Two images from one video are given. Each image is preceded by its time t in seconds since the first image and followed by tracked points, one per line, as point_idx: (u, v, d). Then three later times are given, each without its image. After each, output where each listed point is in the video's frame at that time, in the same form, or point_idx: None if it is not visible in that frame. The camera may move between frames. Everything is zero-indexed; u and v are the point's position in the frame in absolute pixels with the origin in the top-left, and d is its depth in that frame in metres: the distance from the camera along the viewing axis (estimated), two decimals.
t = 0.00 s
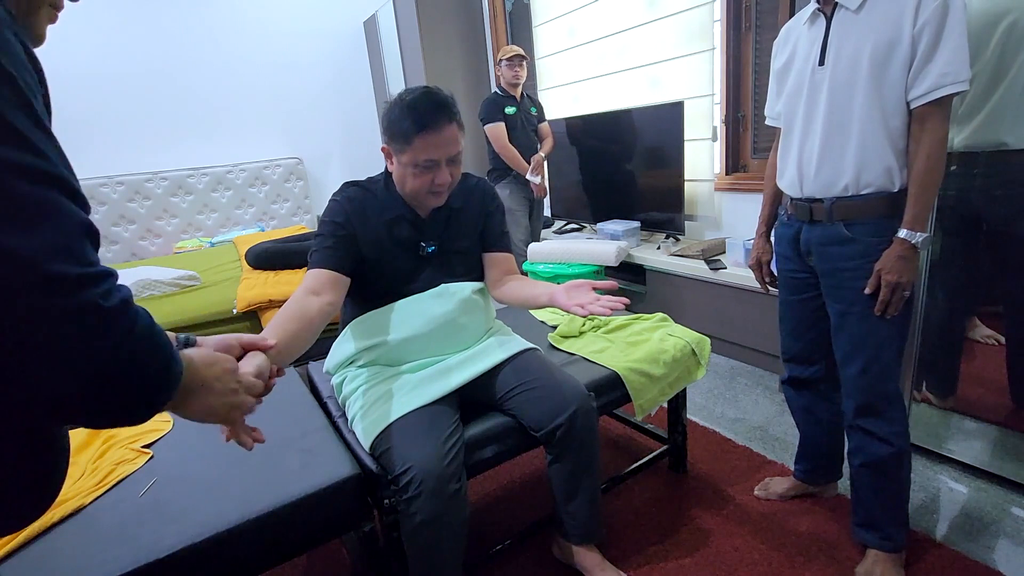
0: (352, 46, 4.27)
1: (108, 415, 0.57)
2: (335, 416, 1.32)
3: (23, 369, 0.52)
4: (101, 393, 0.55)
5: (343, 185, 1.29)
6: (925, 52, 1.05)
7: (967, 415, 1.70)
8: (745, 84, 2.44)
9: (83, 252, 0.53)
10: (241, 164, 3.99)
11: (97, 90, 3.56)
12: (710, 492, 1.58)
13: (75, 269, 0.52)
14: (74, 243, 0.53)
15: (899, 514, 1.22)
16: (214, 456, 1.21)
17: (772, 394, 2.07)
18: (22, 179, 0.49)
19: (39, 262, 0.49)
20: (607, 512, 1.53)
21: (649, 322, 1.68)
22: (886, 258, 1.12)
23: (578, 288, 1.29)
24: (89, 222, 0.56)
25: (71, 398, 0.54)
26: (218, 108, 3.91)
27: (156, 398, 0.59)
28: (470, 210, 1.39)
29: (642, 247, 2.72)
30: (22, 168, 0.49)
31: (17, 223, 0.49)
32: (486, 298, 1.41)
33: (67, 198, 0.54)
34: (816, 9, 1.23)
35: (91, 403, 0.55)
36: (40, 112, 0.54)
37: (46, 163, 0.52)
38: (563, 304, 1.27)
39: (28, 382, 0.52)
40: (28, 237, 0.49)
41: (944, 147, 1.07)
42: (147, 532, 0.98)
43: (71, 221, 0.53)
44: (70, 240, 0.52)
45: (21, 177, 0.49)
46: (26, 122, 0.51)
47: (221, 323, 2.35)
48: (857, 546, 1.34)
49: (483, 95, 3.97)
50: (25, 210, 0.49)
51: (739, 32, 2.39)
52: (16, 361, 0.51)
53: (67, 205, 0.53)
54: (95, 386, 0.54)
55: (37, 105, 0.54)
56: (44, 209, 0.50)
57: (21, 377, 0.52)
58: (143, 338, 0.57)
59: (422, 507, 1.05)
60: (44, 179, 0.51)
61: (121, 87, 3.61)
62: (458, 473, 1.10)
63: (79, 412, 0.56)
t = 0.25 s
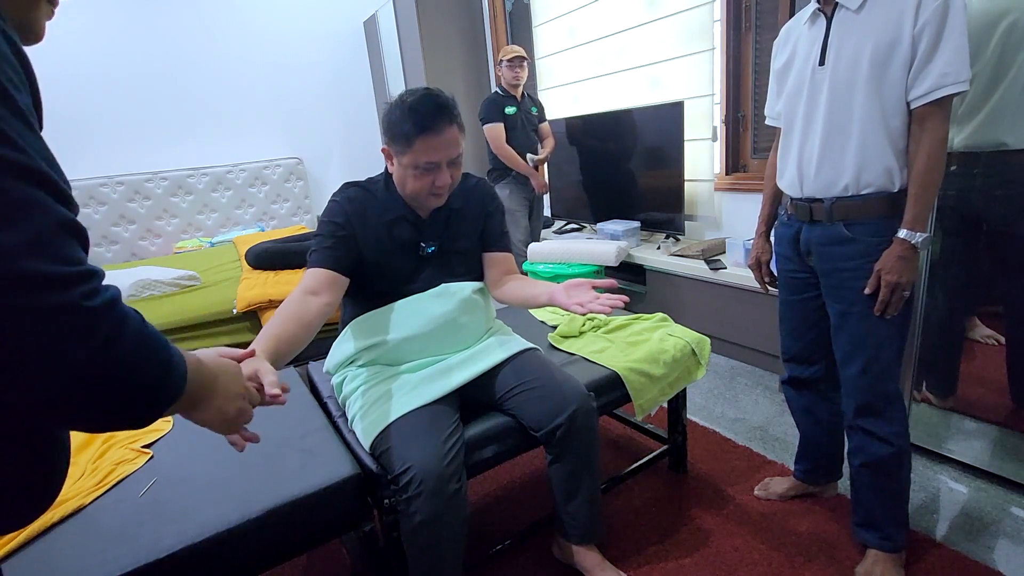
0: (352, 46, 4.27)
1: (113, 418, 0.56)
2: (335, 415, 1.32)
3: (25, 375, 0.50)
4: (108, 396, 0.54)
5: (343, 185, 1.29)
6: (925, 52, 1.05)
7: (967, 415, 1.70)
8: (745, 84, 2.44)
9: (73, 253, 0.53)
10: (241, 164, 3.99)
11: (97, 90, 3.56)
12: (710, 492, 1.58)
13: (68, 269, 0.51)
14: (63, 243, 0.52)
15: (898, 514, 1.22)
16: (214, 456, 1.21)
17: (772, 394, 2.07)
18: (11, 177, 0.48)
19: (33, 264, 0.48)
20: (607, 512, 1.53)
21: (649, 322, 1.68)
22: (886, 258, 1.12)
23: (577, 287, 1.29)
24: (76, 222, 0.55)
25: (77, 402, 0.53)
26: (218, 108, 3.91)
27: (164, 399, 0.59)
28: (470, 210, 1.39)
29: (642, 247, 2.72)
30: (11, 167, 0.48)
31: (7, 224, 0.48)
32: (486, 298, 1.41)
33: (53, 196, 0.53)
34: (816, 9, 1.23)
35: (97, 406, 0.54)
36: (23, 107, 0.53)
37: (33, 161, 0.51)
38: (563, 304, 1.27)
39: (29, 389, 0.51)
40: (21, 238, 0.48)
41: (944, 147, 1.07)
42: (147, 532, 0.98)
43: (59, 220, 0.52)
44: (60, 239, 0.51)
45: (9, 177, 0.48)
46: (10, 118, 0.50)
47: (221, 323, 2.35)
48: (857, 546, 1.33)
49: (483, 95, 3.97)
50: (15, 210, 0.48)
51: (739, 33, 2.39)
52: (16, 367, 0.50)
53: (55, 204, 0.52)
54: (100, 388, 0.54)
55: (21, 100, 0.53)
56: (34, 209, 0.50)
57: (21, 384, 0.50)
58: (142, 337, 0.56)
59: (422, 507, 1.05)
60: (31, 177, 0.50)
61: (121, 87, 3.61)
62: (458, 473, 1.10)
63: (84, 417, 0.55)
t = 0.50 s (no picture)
0: (352, 46, 4.27)
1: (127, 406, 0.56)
2: (335, 416, 1.32)
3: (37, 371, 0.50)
4: (119, 388, 0.54)
5: (342, 186, 1.29)
6: (925, 52, 1.05)
7: (967, 415, 1.70)
8: (745, 84, 2.44)
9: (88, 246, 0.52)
10: (241, 164, 3.99)
11: (97, 90, 3.56)
12: (710, 492, 1.58)
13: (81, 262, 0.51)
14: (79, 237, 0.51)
15: (898, 514, 1.22)
16: (214, 456, 1.21)
17: (772, 394, 2.07)
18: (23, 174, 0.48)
19: (45, 257, 0.48)
20: (607, 512, 1.53)
21: (648, 322, 1.68)
22: (886, 258, 1.12)
23: (577, 287, 1.29)
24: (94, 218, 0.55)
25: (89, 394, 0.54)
26: (218, 108, 3.91)
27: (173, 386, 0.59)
28: (469, 211, 1.39)
29: (642, 247, 2.71)
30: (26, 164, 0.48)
31: (21, 220, 0.47)
32: (486, 298, 1.41)
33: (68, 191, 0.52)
34: (816, 9, 1.23)
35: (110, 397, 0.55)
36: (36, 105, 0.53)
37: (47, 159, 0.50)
38: (562, 304, 1.27)
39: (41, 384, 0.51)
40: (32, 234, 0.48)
41: (944, 147, 1.07)
42: (146, 532, 0.98)
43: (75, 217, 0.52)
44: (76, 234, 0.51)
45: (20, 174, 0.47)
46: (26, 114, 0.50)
47: (221, 324, 2.35)
48: (857, 546, 1.34)
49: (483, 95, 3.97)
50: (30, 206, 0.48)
51: (739, 32, 2.39)
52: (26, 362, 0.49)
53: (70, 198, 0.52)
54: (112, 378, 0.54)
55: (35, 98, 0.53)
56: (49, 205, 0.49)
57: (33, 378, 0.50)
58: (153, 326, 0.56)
59: (422, 507, 1.05)
60: (44, 173, 0.50)
61: (121, 88, 3.61)
62: (458, 473, 1.10)
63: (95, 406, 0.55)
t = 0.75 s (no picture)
0: (352, 45, 4.27)
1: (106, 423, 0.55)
2: (335, 415, 1.32)
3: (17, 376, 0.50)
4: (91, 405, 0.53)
5: (339, 186, 1.29)
6: (925, 52, 1.05)
7: (967, 415, 1.70)
8: (745, 84, 2.44)
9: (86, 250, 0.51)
10: (241, 164, 3.99)
11: (97, 90, 3.56)
12: (710, 492, 1.58)
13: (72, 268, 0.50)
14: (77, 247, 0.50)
15: (898, 514, 1.22)
16: (214, 456, 1.21)
17: (772, 394, 2.07)
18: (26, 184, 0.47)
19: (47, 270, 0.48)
20: (607, 512, 1.53)
21: (648, 322, 1.68)
22: (886, 259, 1.12)
23: (575, 287, 1.29)
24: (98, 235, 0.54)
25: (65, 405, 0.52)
26: (218, 108, 3.91)
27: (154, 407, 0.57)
28: (469, 211, 1.39)
29: (642, 247, 2.72)
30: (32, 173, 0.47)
31: (30, 235, 0.47)
32: (485, 298, 1.41)
33: (77, 205, 0.52)
34: (816, 9, 1.23)
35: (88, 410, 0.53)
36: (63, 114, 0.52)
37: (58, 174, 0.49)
38: (561, 304, 1.27)
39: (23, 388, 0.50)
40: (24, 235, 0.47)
41: (944, 147, 1.07)
42: (146, 532, 0.98)
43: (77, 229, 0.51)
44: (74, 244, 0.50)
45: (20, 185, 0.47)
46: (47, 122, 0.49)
47: (221, 323, 2.35)
48: (857, 546, 1.34)
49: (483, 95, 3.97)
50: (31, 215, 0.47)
51: (739, 32, 2.39)
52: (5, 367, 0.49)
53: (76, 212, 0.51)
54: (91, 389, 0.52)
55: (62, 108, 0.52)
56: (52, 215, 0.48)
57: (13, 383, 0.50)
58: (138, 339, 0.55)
59: (422, 508, 1.05)
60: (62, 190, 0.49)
61: (121, 87, 3.62)
62: (458, 473, 1.10)
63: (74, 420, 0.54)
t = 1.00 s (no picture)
0: (352, 45, 4.27)
1: (100, 423, 0.55)
2: (335, 415, 1.32)
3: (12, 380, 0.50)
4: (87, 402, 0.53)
5: (339, 186, 1.29)
6: (924, 52, 1.05)
7: (967, 415, 1.70)
8: (745, 84, 2.44)
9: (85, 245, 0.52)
10: (241, 164, 3.99)
11: (97, 90, 3.56)
12: (710, 492, 1.58)
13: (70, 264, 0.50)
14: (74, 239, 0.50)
15: (898, 513, 1.22)
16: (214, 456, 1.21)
17: (772, 394, 2.07)
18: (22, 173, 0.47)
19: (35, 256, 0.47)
20: (607, 512, 1.53)
21: (648, 322, 1.68)
22: (886, 259, 1.12)
23: (575, 287, 1.29)
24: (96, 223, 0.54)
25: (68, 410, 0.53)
26: (218, 108, 3.91)
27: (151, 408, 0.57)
28: (469, 211, 1.39)
29: (642, 247, 2.72)
30: (29, 162, 0.47)
31: (18, 219, 0.47)
32: (485, 298, 1.41)
33: (77, 193, 0.52)
34: (815, 9, 1.23)
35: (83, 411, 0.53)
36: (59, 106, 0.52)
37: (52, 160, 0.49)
38: (560, 304, 1.27)
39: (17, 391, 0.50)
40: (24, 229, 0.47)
41: (944, 147, 1.07)
42: (146, 532, 0.98)
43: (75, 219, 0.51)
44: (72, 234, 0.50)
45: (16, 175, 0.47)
46: (44, 114, 0.50)
47: (221, 324, 2.35)
48: (857, 546, 1.34)
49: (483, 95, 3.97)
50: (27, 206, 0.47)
51: (739, 32, 2.39)
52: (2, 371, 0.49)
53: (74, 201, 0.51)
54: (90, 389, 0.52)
55: (59, 100, 0.52)
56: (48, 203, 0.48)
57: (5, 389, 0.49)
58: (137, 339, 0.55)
59: (422, 508, 1.05)
60: (53, 173, 0.49)
61: (121, 87, 3.62)
62: (458, 473, 1.10)
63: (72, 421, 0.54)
